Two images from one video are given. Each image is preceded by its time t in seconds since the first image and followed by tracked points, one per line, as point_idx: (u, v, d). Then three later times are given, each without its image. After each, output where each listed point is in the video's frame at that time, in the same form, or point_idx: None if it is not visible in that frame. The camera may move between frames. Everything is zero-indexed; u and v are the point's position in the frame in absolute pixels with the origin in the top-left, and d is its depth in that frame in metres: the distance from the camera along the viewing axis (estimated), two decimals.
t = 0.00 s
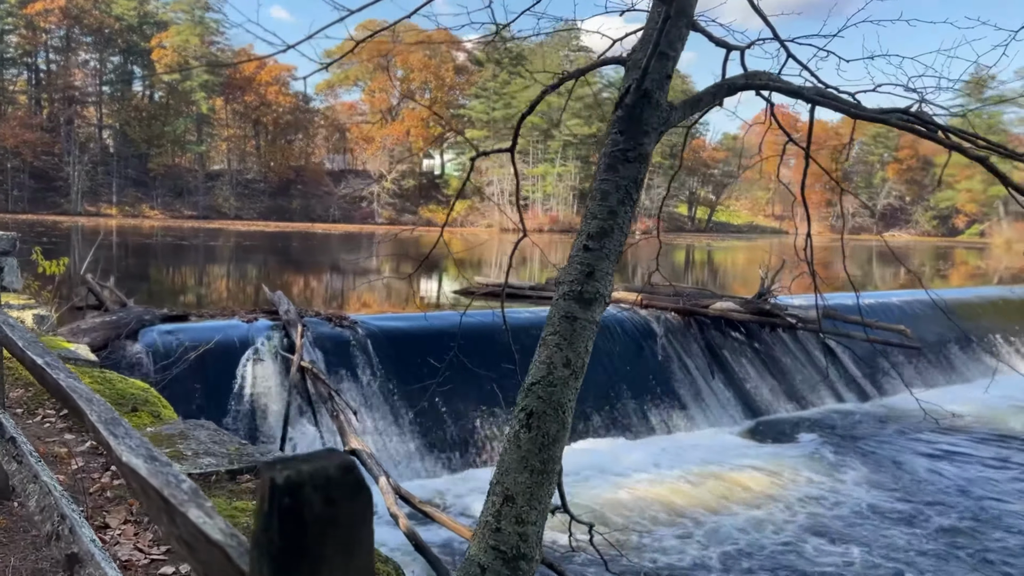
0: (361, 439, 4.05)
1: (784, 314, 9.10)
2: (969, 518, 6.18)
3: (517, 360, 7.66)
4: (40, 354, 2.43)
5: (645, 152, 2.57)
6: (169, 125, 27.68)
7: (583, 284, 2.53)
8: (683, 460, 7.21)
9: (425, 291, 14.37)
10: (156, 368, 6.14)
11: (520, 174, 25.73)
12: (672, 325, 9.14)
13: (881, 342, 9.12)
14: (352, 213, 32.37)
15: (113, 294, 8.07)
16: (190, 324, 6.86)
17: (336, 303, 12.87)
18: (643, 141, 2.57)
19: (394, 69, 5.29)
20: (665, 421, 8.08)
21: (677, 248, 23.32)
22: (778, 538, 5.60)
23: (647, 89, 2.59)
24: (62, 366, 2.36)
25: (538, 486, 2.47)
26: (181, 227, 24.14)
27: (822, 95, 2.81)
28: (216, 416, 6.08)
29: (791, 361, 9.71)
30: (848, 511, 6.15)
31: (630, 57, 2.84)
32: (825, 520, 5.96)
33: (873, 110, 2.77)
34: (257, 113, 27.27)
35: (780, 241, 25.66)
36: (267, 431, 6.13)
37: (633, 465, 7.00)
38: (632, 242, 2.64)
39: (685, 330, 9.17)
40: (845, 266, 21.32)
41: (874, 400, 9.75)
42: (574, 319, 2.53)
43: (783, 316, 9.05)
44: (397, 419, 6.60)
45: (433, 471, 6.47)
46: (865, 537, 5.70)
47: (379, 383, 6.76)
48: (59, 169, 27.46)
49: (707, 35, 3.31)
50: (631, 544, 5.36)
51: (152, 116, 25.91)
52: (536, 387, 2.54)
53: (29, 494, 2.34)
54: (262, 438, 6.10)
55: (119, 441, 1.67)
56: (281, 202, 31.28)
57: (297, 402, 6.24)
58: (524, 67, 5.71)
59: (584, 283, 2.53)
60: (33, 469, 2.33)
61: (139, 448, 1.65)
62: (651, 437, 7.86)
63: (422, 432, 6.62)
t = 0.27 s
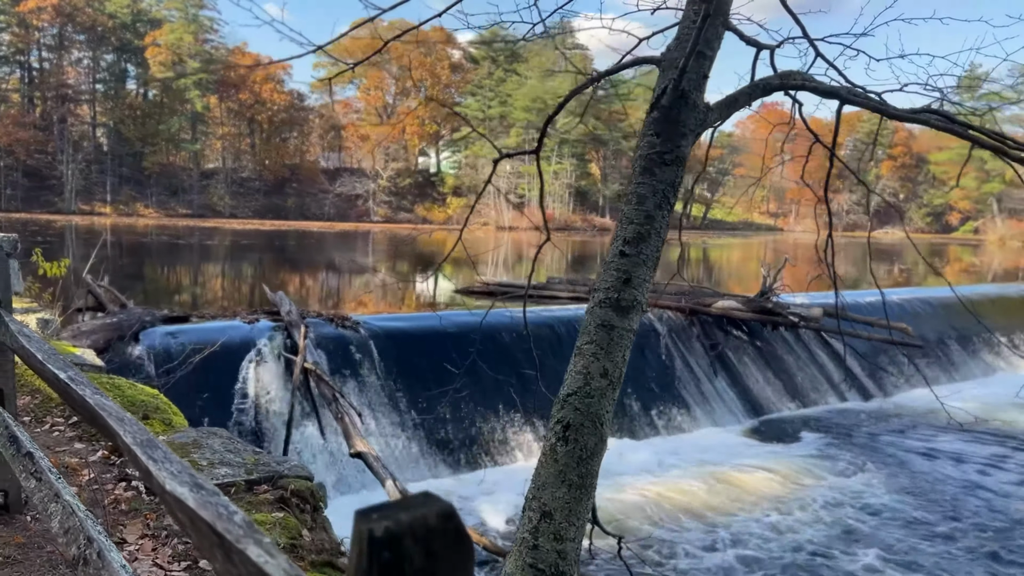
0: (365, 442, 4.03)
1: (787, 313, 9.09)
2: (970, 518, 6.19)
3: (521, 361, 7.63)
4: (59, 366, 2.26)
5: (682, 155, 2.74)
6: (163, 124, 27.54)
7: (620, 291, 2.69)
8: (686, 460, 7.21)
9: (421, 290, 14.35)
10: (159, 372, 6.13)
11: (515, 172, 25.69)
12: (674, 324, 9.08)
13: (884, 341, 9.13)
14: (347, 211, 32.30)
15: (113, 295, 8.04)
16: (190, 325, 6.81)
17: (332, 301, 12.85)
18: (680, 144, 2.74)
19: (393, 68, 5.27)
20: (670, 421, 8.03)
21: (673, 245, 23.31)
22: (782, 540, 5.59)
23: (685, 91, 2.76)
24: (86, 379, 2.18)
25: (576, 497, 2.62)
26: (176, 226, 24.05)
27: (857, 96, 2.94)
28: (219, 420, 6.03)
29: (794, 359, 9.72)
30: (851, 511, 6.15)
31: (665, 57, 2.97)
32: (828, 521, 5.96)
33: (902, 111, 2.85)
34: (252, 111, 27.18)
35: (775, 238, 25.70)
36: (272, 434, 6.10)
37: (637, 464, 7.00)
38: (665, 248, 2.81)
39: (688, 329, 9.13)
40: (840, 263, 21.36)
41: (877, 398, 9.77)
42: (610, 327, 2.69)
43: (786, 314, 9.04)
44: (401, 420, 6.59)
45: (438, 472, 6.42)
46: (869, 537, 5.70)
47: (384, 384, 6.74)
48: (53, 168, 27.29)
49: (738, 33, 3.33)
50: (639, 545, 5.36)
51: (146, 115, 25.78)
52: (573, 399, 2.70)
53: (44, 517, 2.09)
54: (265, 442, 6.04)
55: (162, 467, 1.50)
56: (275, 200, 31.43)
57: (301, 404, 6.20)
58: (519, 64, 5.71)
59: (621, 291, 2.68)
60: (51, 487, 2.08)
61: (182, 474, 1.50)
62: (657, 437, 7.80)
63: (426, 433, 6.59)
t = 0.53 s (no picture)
0: (365, 445, 4.01)
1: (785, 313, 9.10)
2: (971, 519, 6.18)
3: (520, 363, 7.61)
4: (70, 382, 2.05)
5: (708, 159, 2.61)
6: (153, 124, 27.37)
7: (646, 299, 2.57)
8: (687, 462, 7.19)
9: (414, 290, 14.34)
10: (157, 376, 6.07)
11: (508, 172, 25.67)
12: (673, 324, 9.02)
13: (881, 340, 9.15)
14: (339, 211, 32.24)
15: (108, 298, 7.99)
16: (186, 328, 6.77)
17: (325, 301, 12.83)
18: (707, 148, 2.61)
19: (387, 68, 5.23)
20: (669, 422, 7.99)
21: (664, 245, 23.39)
22: (783, 543, 5.57)
23: (709, 94, 2.61)
24: (101, 395, 1.97)
25: (604, 512, 2.50)
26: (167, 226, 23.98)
27: (879, 96, 2.94)
28: (217, 424, 5.97)
29: (792, 359, 9.73)
30: (851, 514, 6.14)
31: (689, 57, 2.81)
32: (829, 523, 5.95)
33: (924, 112, 2.82)
34: (242, 111, 27.08)
35: (766, 237, 25.76)
36: (270, 439, 6.07)
37: (639, 467, 6.95)
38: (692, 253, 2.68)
39: (686, 329, 9.09)
40: (832, 262, 21.43)
41: (875, 398, 9.79)
42: (637, 336, 2.56)
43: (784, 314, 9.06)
44: (399, 424, 6.53)
45: (437, 475, 6.36)
46: (871, 540, 5.68)
47: (382, 387, 6.71)
48: (43, 168, 27.11)
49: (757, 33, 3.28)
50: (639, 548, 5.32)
51: (136, 115, 25.62)
52: (598, 409, 2.57)
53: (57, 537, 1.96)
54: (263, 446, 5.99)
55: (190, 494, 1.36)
56: (267, 201, 31.51)
57: (298, 407, 6.17)
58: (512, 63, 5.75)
59: (646, 299, 2.56)
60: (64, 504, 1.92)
61: (213, 498, 1.35)
62: (656, 438, 7.75)
63: (426, 436, 6.54)
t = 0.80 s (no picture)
0: (361, 448, 3.98)
1: (779, 312, 9.13)
2: (969, 521, 6.15)
3: (516, 364, 7.58)
4: (73, 390, 1.94)
5: (728, 157, 2.36)
6: (143, 124, 27.18)
7: (666, 300, 2.29)
8: (684, 463, 7.16)
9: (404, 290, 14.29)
10: (150, 379, 6.02)
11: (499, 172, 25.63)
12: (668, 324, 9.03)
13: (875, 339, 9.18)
14: (329, 211, 32.12)
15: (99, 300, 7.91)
16: (179, 329, 6.74)
17: (315, 301, 12.79)
18: (726, 144, 2.36)
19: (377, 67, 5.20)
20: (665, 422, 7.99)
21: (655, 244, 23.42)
22: (779, 545, 5.54)
23: (728, 89, 2.36)
24: (104, 404, 1.86)
25: (625, 527, 2.21)
26: (155, 226, 23.87)
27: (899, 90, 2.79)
28: (211, 426, 5.94)
29: (786, 359, 9.74)
30: (848, 515, 6.12)
31: (704, 53, 2.57)
32: (826, 525, 5.92)
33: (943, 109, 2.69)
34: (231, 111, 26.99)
35: (757, 236, 25.81)
36: (264, 441, 6.03)
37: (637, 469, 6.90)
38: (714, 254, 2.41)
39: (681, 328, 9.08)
40: (822, 261, 21.49)
41: (869, 396, 9.83)
42: (656, 338, 2.29)
43: (778, 314, 9.08)
44: (394, 426, 6.50)
45: (432, 477, 6.32)
46: (870, 540, 5.69)
47: (376, 389, 6.68)
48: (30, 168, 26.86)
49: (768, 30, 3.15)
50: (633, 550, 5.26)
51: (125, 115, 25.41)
52: (617, 416, 2.28)
53: (58, 552, 1.87)
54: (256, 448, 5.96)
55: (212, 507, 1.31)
56: (257, 201, 31.42)
57: (292, 409, 6.14)
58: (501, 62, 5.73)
59: (665, 301, 2.29)
60: (63, 518, 1.85)
61: (232, 516, 1.30)
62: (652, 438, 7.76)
63: (421, 439, 6.52)
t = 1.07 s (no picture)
0: (357, 450, 3.95)
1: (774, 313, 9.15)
2: (970, 525, 6.10)
3: (511, 365, 7.56)
4: (74, 398, 1.86)
5: (752, 153, 2.35)
6: (130, 123, 27.04)
7: (691, 302, 2.29)
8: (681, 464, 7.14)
9: (395, 290, 14.22)
10: (142, 381, 5.96)
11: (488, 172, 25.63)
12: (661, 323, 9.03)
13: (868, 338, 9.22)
14: (318, 211, 31.99)
15: (89, 301, 7.85)
16: (170, 330, 6.68)
17: (304, 300, 12.79)
18: (751, 141, 2.34)
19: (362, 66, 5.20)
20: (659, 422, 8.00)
21: (645, 244, 23.46)
22: (779, 551, 5.48)
23: (752, 82, 2.33)
24: (108, 413, 1.79)
25: (650, 535, 2.26)
26: (143, 226, 23.75)
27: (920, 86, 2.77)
28: (201, 429, 5.90)
29: (781, 358, 9.76)
30: (847, 519, 6.06)
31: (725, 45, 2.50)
32: (826, 529, 5.86)
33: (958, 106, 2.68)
34: (219, 110, 26.90)
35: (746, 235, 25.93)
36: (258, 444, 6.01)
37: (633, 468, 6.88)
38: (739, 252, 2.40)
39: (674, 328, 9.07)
40: (809, 259, 21.63)
41: (864, 395, 9.86)
42: (682, 341, 2.29)
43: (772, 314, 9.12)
44: (390, 429, 6.48)
45: (427, 480, 6.32)
46: (865, 539, 5.73)
47: (371, 391, 6.65)
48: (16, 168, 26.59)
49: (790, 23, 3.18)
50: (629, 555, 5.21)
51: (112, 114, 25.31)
52: (642, 421, 2.29)
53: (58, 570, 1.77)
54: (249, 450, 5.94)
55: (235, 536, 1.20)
56: (246, 201, 31.30)
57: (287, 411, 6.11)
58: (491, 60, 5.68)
59: (691, 302, 2.29)
60: (66, 531, 1.77)
61: (257, 538, 1.21)
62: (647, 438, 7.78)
63: (416, 441, 6.51)
